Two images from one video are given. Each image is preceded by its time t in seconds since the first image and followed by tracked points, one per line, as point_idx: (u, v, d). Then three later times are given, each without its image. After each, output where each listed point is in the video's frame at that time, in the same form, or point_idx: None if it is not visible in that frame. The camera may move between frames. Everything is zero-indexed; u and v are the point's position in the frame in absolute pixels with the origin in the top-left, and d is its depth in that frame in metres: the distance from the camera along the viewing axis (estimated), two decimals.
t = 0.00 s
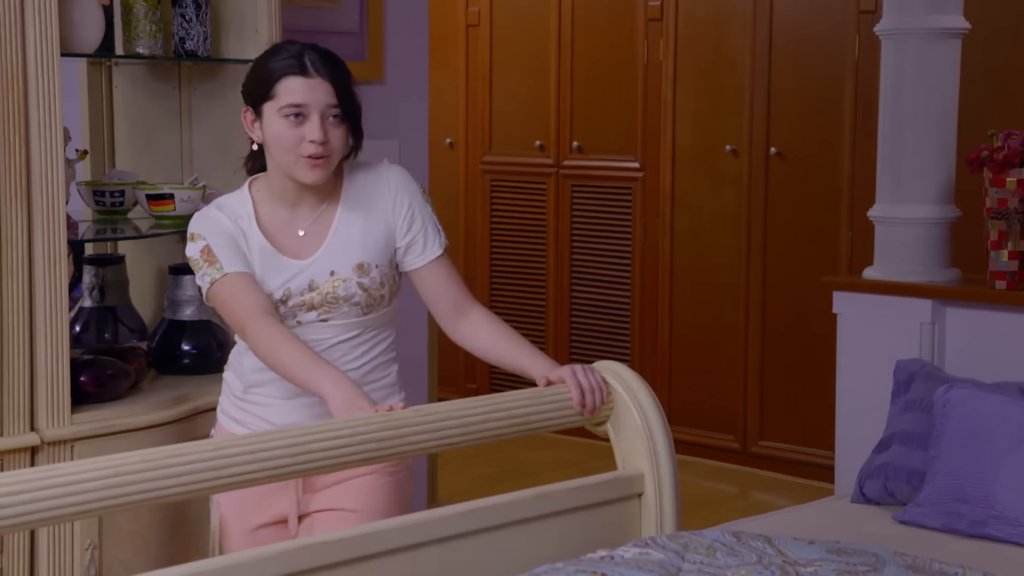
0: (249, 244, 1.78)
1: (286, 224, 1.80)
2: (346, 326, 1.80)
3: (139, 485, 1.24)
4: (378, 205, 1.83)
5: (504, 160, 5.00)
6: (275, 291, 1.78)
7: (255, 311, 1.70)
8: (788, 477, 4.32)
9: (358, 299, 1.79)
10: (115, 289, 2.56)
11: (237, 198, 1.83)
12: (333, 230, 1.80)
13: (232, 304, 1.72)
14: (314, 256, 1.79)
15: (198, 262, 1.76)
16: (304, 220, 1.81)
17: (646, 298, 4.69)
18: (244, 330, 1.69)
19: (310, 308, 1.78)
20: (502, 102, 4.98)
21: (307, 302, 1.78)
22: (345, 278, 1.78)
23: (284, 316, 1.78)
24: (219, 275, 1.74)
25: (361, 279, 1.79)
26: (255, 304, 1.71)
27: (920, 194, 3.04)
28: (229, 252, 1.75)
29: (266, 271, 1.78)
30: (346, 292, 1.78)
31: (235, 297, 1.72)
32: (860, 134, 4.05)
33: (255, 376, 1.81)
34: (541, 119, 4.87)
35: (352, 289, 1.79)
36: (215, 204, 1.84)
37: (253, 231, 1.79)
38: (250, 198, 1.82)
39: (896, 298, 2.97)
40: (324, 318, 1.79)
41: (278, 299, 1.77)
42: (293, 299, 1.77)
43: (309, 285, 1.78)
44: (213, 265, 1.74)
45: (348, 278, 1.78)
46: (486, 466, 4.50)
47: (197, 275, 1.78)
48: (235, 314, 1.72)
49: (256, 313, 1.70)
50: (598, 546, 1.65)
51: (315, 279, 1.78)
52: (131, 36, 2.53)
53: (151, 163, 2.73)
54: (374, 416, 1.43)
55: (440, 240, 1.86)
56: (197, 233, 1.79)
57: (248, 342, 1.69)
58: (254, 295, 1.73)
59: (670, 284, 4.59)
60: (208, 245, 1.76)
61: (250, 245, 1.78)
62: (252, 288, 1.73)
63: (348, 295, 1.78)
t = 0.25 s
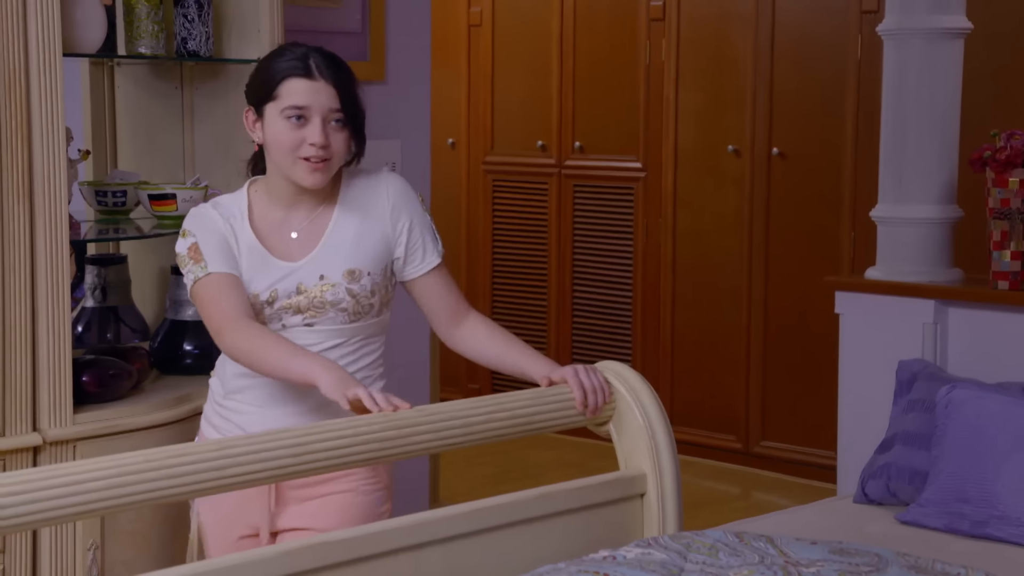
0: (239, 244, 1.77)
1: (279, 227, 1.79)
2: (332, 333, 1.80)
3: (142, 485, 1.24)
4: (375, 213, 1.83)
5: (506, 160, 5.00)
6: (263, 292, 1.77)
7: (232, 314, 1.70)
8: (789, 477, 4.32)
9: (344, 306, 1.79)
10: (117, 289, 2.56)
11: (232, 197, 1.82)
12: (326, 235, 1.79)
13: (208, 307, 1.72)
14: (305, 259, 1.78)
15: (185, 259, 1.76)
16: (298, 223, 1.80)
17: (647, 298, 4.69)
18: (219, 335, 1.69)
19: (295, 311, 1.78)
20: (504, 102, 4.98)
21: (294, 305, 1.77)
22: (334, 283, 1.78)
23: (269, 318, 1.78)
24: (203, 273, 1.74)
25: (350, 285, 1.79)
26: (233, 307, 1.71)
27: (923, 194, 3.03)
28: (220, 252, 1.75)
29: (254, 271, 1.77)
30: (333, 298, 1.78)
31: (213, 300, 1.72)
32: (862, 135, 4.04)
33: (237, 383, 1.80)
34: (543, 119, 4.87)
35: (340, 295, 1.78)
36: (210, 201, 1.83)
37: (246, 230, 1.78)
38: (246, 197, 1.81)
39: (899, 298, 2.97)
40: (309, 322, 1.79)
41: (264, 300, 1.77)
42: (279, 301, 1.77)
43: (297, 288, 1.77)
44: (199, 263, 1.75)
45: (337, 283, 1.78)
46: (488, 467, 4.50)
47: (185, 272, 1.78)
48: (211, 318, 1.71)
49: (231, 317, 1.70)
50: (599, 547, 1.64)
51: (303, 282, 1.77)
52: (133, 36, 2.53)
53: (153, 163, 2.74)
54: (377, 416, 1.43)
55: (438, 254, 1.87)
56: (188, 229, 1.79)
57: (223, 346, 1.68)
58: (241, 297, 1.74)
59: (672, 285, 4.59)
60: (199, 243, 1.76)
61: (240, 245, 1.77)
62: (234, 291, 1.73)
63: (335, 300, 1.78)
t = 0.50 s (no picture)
0: (228, 241, 1.76)
1: (271, 224, 1.79)
2: (321, 333, 1.79)
3: (144, 485, 1.24)
4: (371, 212, 1.82)
5: (510, 160, 5.00)
6: (251, 290, 1.75)
7: (214, 318, 1.69)
8: (794, 477, 4.32)
9: (336, 306, 1.78)
10: (121, 288, 2.57)
11: (224, 193, 1.82)
12: (318, 234, 1.79)
13: (192, 309, 1.71)
14: (296, 258, 1.77)
15: (171, 259, 1.76)
16: (289, 221, 1.79)
17: (652, 298, 4.68)
18: (199, 336, 1.68)
19: (285, 311, 1.77)
20: (509, 102, 4.98)
21: (283, 304, 1.77)
22: (326, 283, 1.77)
23: (258, 317, 1.78)
24: (187, 275, 1.73)
25: (343, 285, 1.78)
26: (217, 311, 1.70)
27: (928, 194, 3.03)
28: (208, 251, 1.74)
29: (244, 269, 1.75)
30: (324, 297, 1.77)
31: (198, 301, 1.71)
32: (867, 135, 4.04)
33: (221, 386, 1.79)
34: (548, 119, 4.87)
35: (331, 295, 1.78)
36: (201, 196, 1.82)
37: (236, 228, 1.77)
38: (238, 195, 1.81)
39: (904, 298, 2.97)
40: (300, 322, 1.78)
41: (253, 299, 1.75)
42: (269, 300, 1.76)
43: (287, 287, 1.76)
44: (184, 264, 1.74)
45: (329, 283, 1.77)
46: (492, 467, 4.49)
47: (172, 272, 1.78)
48: (195, 320, 1.71)
49: (214, 321, 1.69)
50: (602, 548, 1.64)
51: (293, 281, 1.76)
52: (138, 36, 2.53)
53: (157, 163, 2.74)
54: (379, 416, 1.43)
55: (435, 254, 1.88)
56: (177, 227, 1.78)
57: (202, 348, 1.67)
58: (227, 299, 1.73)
59: (676, 285, 4.58)
60: (186, 242, 1.75)
61: (230, 242, 1.76)
62: (220, 295, 1.72)
63: (326, 300, 1.78)
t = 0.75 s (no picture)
0: (230, 240, 1.75)
1: (275, 222, 1.78)
2: (324, 334, 1.79)
3: (154, 485, 1.24)
4: (377, 212, 1.81)
5: (519, 160, 5.00)
6: (254, 290, 1.74)
7: (210, 323, 1.68)
8: (802, 477, 4.31)
9: (341, 306, 1.78)
10: (131, 288, 2.57)
11: (225, 189, 1.80)
12: (323, 233, 1.78)
13: (188, 313, 1.70)
14: (300, 257, 1.76)
15: (169, 260, 1.74)
16: (293, 220, 1.78)
17: (660, 298, 4.68)
18: (194, 341, 1.66)
19: (288, 310, 1.77)
20: (518, 102, 4.98)
21: (286, 304, 1.76)
22: (330, 283, 1.77)
23: (259, 317, 1.77)
24: (184, 278, 1.72)
25: (348, 285, 1.77)
26: (212, 316, 1.69)
27: (937, 194, 3.02)
28: (208, 251, 1.73)
29: (246, 269, 1.74)
30: (329, 297, 1.77)
31: (195, 305, 1.70)
32: (877, 135, 4.03)
33: (216, 388, 1.79)
34: (556, 119, 4.86)
35: (336, 294, 1.77)
36: (201, 192, 1.80)
37: (237, 227, 1.75)
38: (240, 191, 1.80)
39: (913, 298, 2.97)
40: (303, 322, 1.78)
41: (255, 298, 1.74)
42: (272, 299, 1.75)
43: (291, 286, 1.75)
44: (181, 266, 1.73)
45: (334, 283, 1.77)
46: (500, 467, 4.50)
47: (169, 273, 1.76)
48: (190, 325, 1.69)
49: (209, 326, 1.68)
50: (610, 548, 1.64)
51: (298, 280, 1.75)
52: (147, 36, 2.53)
53: (167, 163, 2.74)
54: (389, 416, 1.43)
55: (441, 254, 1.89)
56: (176, 225, 1.76)
57: (197, 354, 1.66)
58: (226, 302, 1.72)
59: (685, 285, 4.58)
60: (185, 243, 1.73)
61: (231, 242, 1.75)
62: (217, 297, 1.71)
63: (331, 300, 1.77)
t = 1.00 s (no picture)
0: (230, 250, 1.68)
1: (276, 234, 1.72)
2: (324, 348, 1.73)
3: (166, 484, 1.24)
4: (378, 228, 1.78)
5: (529, 161, 5.01)
6: (253, 303, 1.68)
7: (210, 338, 1.61)
8: (813, 478, 4.31)
9: (341, 322, 1.73)
10: (142, 288, 2.56)
11: (226, 196, 1.73)
12: (323, 247, 1.73)
13: (189, 327, 1.63)
14: (301, 271, 1.70)
15: (168, 269, 1.67)
16: (296, 233, 1.73)
17: (671, 298, 4.67)
18: (194, 357, 1.59)
19: (288, 324, 1.71)
20: (528, 102, 4.98)
21: (286, 318, 1.70)
22: (331, 298, 1.72)
23: (258, 331, 1.70)
24: (185, 289, 1.65)
25: (348, 300, 1.73)
26: (213, 328, 1.62)
27: (948, 195, 3.02)
28: (209, 262, 1.66)
29: (246, 281, 1.68)
30: (330, 312, 1.71)
31: (195, 319, 1.63)
32: (888, 137, 4.03)
33: (214, 401, 1.70)
34: (566, 119, 4.87)
35: (337, 309, 1.72)
36: (201, 199, 1.73)
37: (239, 237, 1.69)
38: (241, 199, 1.73)
39: (924, 298, 2.96)
40: (301, 337, 1.72)
41: (255, 312, 1.68)
42: (271, 313, 1.69)
43: (291, 300, 1.70)
44: (181, 277, 1.66)
45: (334, 298, 1.72)
46: (510, 467, 4.50)
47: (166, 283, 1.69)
48: (189, 339, 1.62)
49: (209, 340, 1.60)
50: (621, 549, 1.64)
51: (298, 294, 1.70)
52: (159, 37, 2.54)
53: (178, 163, 2.74)
54: (401, 417, 1.43)
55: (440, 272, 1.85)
56: (174, 233, 1.69)
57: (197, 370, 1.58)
58: (225, 315, 1.65)
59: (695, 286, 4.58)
60: (186, 253, 1.67)
61: (232, 253, 1.68)
62: (217, 308, 1.65)
63: (332, 315, 1.71)
